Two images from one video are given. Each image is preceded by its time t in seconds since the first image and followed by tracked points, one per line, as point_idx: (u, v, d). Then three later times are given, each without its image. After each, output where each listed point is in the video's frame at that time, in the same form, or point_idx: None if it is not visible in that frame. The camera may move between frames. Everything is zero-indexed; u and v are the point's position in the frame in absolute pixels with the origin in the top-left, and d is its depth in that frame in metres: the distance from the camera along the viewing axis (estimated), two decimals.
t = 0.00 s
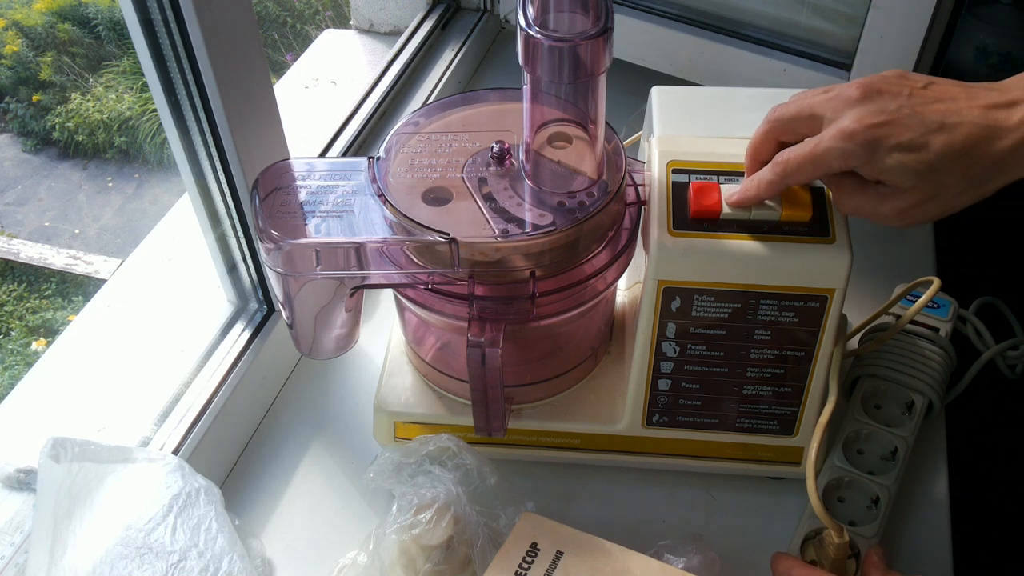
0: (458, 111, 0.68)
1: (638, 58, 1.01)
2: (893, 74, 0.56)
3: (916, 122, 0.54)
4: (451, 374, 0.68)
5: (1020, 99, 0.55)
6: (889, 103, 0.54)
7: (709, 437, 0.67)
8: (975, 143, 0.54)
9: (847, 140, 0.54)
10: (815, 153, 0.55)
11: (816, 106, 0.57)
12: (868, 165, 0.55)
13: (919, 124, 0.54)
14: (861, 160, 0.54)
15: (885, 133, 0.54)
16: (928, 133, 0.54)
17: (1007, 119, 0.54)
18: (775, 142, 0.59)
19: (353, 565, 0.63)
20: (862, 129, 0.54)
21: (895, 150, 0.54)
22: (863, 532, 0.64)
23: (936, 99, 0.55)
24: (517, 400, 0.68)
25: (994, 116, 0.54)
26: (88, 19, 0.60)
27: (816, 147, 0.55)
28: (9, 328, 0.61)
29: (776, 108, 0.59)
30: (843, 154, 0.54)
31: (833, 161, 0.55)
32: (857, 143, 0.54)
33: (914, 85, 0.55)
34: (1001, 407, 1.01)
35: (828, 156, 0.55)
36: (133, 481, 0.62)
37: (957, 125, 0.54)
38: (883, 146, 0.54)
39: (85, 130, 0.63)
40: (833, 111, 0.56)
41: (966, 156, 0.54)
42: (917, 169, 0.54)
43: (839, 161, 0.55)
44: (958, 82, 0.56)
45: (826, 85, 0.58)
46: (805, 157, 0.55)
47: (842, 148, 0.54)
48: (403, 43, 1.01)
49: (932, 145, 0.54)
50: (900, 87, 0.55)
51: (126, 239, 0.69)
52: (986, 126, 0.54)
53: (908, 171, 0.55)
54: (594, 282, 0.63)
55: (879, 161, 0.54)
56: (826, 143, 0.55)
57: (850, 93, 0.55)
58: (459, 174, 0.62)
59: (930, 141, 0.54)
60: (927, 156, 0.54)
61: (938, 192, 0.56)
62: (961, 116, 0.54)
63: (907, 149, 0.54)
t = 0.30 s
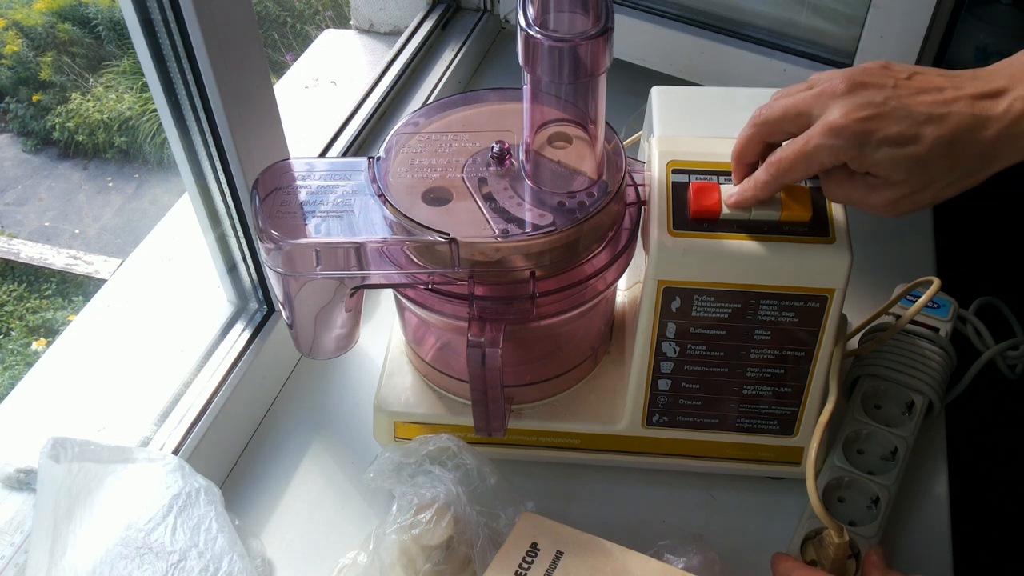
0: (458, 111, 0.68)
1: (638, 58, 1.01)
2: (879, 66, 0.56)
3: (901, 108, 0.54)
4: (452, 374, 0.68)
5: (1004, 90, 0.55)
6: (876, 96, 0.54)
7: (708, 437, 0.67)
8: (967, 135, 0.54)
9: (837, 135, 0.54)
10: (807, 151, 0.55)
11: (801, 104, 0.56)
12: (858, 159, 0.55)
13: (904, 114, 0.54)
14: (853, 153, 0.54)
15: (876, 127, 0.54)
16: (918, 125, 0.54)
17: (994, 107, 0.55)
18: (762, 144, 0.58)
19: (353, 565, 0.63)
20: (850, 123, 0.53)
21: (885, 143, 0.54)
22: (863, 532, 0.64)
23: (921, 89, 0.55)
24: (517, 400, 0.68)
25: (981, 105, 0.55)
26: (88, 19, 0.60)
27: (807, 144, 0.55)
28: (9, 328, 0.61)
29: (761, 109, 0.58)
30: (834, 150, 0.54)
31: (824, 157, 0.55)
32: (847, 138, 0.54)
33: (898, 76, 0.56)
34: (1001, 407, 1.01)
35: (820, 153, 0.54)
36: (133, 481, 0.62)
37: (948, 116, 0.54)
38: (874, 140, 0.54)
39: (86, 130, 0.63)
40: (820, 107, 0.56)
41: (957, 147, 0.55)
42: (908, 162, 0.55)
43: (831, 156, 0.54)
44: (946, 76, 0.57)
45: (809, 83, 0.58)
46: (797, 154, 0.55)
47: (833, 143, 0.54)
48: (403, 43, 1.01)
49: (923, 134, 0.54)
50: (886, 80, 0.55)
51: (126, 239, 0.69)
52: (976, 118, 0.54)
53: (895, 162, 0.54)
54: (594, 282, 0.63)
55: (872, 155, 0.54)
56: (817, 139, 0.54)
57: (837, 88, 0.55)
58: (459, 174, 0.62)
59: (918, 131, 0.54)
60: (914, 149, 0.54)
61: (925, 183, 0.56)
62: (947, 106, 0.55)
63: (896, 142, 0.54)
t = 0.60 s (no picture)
0: (458, 111, 0.68)
1: (638, 58, 1.01)
2: (876, 73, 0.56)
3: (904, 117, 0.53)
4: (452, 374, 0.68)
5: (1003, 95, 0.54)
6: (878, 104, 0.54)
7: (708, 437, 0.67)
8: (970, 141, 0.54)
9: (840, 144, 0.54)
10: (809, 159, 0.55)
11: (801, 111, 0.56)
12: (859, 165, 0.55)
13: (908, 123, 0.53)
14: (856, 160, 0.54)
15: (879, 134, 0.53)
16: (921, 134, 0.53)
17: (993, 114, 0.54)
18: (761, 152, 0.58)
19: (353, 565, 0.63)
20: (853, 132, 0.53)
21: (887, 152, 0.54)
22: (862, 532, 0.64)
23: (919, 91, 0.55)
24: (517, 399, 0.68)
25: (981, 112, 0.54)
26: (89, 19, 0.60)
27: (810, 152, 0.55)
28: (9, 328, 0.61)
29: (758, 116, 0.58)
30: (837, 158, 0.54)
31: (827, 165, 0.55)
32: (850, 147, 0.53)
33: (896, 77, 0.55)
34: (1001, 407, 1.01)
35: (823, 162, 0.54)
36: (133, 481, 0.62)
37: (949, 123, 0.54)
38: (877, 149, 0.54)
39: (86, 130, 0.63)
40: (822, 114, 0.55)
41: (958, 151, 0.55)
42: (910, 168, 0.55)
43: (834, 165, 0.54)
44: (945, 79, 0.55)
45: (805, 89, 0.58)
46: (800, 163, 0.55)
47: (835, 152, 0.54)
48: (403, 43, 1.01)
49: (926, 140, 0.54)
50: (887, 86, 0.54)
51: (126, 239, 0.70)
52: (976, 124, 0.54)
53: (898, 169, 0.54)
54: (594, 282, 0.63)
55: (874, 164, 0.54)
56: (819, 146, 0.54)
57: (838, 94, 0.54)
58: (459, 174, 0.62)
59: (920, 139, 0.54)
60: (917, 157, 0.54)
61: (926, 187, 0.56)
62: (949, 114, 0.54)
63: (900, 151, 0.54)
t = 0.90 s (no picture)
0: (458, 111, 0.68)
1: (638, 58, 1.01)
2: (869, 68, 0.56)
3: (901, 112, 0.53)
4: (452, 374, 0.68)
5: (996, 89, 0.55)
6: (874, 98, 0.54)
7: (708, 437, 0.67)
8: (964, 135, 0.54)
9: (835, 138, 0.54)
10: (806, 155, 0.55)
11: (796, 108, 0.56)
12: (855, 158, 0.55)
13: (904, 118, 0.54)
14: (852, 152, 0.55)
15: (876, 130, 0.53)
16: (917, 127, 0.54)
17: (989, 108, 0.54)
18: (757, 152, 0.58)
19: (353, 565, 0.63)
20: (849, 128, 0.53)
21: (883, 146, 0.54)
22: (863, 532, 0.64)
23: (918, 91, 0.54)
24: (517, 399, 0.68)
25: (975, 105, 0.54)
26: (89, 19, 0.60)
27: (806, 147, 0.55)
28: (9, 328, 0.61)
29: (753, 115, 0.58)
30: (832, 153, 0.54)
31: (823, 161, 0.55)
32: (845, 141, 0.53)
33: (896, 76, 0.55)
34: (1001, 407, 1.01)
35: (819, 158, 0.54)
36: (133, 481, 0.62)
37: (943, 117, 0.54)
38: (873, 143, 0.54)
39: (85, 130, 0.63)
40: (817, 110, 0.55)
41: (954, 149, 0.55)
42: (906, 162, 0.55)
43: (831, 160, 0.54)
44: (939, 74, 0.56)
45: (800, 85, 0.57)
46: (797, 160, 0.55)
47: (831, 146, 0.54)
48: (403, 43, 1.01)
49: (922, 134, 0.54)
50: (880, 81, 0.54)
51: (126, 239, 0.69)
52: (970, 118, 0.54)
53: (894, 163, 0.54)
54: (594, 282, 0.63)
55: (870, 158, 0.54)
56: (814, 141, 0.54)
57: (832, 89, 0.54)
58: (459, 174, 0.62)
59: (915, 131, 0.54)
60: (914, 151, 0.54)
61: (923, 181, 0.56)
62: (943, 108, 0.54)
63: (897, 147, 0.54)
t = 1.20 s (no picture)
0: (458, 111, 0.68)
1: (639, 58, 1.01)
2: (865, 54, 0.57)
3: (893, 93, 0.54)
4: (452, 374, 0.68)
5: (996, 61, 0.55)
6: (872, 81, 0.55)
7: (708, 437, 0.67)
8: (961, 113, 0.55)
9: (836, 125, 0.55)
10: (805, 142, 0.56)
11: (794, 99, 0.57)
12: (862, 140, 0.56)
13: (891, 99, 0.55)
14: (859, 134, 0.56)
15: (876, 113, 0.54)
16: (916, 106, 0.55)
17: (988, 80, 0.54)
18: (757, 144, 0.58)
19: (353, 565, 0.63)
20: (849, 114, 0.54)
21: (885, 128, 0.55)
22: (863, 532, 0.64)
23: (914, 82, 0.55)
24: (517, 399, 0.68)
25: (974, 79, 0.55)
26: (88, 19, 0.60)
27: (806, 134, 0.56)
28: (9, 328, 0.61)
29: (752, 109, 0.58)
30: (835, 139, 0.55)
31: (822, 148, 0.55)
32: (847, 128, 0.55)
33: (895, 75, 0.55)
34: (1001, 407, 1.01)
35: (820, 145, 0.55)
36: (133, 481, 0.62)
37: (942, 93, 0.54)
38: (874, 126, 0.55)
39: (86, 130, 0.63)
40: (815, 99, 0.56)
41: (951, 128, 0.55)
42: (909, 142, 0.56)
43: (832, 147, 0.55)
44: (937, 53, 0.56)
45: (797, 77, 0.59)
46: (797, 149, 0.56)
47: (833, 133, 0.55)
48: (403, 43, 1.01)
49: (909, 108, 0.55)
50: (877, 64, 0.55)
51: (126, 239, 0.69)
52: (965, 99, 0.55)
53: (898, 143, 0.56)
54: (594, 282, 0.63)
55: (874, 144, 0.55)
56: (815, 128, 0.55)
57: (829, 77, 0.55)
58: (459, 174, 0.62)
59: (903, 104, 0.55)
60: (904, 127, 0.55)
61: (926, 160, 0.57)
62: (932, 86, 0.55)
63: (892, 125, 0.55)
